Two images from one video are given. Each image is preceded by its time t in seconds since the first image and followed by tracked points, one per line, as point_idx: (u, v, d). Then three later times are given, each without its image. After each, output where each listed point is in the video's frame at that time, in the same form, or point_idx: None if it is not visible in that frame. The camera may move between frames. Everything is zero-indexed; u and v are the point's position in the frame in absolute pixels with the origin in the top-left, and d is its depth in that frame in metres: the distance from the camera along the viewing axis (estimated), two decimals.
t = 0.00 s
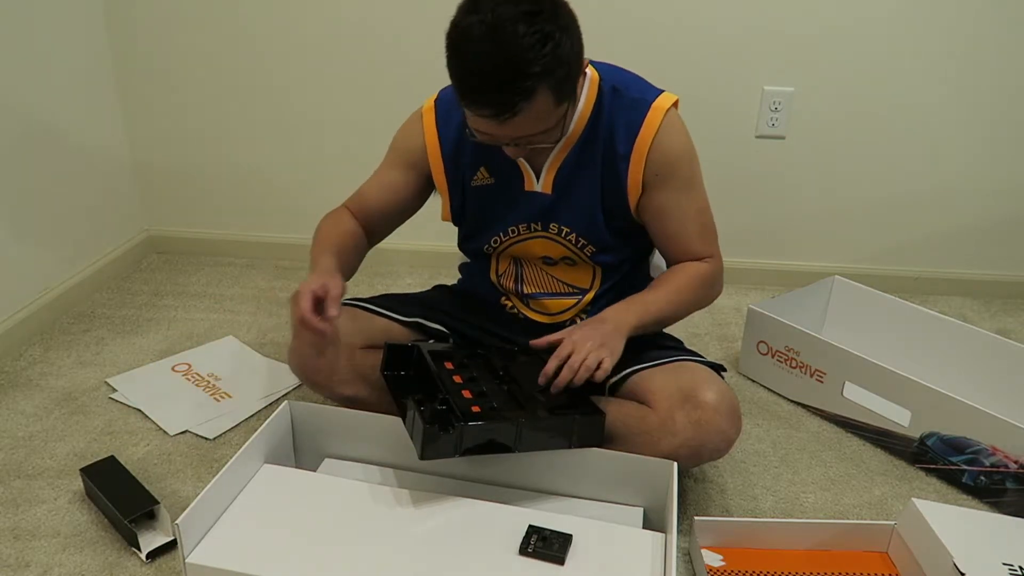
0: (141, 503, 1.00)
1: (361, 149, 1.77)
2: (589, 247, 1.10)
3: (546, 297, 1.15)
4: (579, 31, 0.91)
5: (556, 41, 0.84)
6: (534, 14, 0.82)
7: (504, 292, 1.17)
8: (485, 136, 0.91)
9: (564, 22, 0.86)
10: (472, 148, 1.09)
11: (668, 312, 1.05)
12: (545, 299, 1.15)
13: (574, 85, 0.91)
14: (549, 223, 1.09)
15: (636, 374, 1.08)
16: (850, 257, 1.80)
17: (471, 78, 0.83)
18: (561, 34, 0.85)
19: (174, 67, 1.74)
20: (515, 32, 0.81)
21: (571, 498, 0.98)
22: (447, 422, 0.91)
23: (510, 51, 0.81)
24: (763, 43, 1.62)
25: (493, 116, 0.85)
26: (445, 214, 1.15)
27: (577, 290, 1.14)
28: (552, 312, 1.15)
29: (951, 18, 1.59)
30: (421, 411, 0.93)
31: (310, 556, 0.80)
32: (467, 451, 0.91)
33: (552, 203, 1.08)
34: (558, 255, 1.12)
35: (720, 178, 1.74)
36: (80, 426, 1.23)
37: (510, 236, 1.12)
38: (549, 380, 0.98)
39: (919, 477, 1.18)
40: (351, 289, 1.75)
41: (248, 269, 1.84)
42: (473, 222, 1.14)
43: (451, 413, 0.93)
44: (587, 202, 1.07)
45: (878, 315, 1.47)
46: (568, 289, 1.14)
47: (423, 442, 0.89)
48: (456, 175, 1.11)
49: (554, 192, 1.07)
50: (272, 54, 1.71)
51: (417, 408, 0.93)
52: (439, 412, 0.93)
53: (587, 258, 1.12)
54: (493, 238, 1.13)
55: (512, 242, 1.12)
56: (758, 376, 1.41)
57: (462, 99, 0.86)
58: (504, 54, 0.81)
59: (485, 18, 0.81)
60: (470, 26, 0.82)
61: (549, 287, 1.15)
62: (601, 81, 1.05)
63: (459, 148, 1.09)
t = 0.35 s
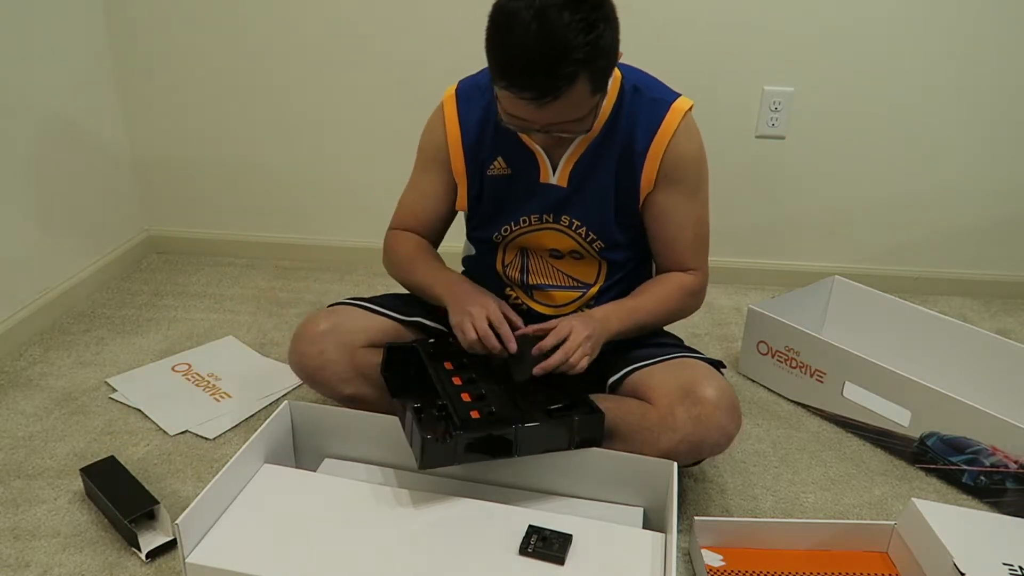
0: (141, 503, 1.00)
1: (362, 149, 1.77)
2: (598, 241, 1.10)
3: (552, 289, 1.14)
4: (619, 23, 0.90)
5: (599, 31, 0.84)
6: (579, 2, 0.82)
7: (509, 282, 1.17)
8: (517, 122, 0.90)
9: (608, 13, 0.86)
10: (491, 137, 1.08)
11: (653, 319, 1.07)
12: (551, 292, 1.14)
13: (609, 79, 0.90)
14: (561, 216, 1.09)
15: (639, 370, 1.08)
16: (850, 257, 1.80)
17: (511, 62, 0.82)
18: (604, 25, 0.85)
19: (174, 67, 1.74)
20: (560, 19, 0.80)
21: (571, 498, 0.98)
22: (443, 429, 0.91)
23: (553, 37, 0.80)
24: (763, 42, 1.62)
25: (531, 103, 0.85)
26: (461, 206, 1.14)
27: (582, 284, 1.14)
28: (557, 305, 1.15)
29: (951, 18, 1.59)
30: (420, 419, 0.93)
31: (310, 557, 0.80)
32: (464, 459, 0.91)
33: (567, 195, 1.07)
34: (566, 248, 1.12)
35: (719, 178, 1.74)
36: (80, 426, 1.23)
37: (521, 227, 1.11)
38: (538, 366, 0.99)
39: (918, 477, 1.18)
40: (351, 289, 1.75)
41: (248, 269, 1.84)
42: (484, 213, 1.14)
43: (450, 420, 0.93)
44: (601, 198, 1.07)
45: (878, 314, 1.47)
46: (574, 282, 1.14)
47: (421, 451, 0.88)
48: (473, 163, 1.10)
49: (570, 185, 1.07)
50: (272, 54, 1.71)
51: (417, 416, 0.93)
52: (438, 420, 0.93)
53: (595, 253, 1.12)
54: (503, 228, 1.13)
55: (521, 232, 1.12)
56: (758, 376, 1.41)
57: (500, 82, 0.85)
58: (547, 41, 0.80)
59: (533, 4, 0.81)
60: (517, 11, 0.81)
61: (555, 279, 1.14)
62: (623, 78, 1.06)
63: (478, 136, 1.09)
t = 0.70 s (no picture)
0: (141, 503, 1.00)
1: (362, 149, 1.77)
2: (602, 241, 1.10)
3: (555, 289, 1.14)
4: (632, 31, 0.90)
5: (615, 42, 0.83)
6: (596, 14, 0.81)
7: (511, 282, 1.17)
8: (530, 129, 0.91)
9: (624, 23, 0.85)
10: (498, 134, 1.08)
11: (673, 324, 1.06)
12: (553, 290, 1.14)
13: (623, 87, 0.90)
14: (566, 214, 1.09)
15: (639, 370, 1.08)
16: (850, 257, 1.80)
17: (527, 74, 0.82)
18: (620, 35, 0.84)
19: (174, 67, 1.74)
20: (577, 31, 0.80)
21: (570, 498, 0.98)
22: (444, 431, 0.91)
23: (570, 49, 0.80)
24: (763, 42, 1.62)
25: (545, 113, 0.85)
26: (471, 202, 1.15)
27: (585, 284, 1.14)
28: (559, 304, 1.15)
29: (951, 18, 1.59)
30: (421, 419, 0.93)
31: (310, 557, 0.80)
32: (465, 460, 0.91)
33: (572, 194, 1.07)
34: (570, 247, 1.12)
35: (719, 178, 1.74)
36: (80, 426, 1.23)
37: (526, 224, 1.11)
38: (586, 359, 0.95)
39: (919, 477, 1.18)
40: (351, 289, 1.75)
41: (248, 269, 1.84)
42: (488, 210, 1.14)
43: (451, 421, 0.93)
44: (608, 197, 1.07)
45: (879, 315, 1.47)
46: (576, 282, 1.14)
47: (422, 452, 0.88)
48: (480, 160, 1.10)
49: (576, 183, 1.06)
50: (273, 54, 1.71)
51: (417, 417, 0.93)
52: (437, 420, 0.93)
53: (599, 252, 1.12)
54: (507, 224, 1.12)
55: (525, 231, 1.12)
56: (758, 376, 1.41)
57: (514, 92, 0.85)
58: (564, 54, 0.80)
59: (550, 15, 0.80)
60: (533, 22, 0.81)
61: (557, 279, 1.14)
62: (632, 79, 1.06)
63: (486, 133, 1.09)
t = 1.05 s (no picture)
0: (141, 503, 1.00)
1: (362, 149, 1.77)
2: (603, 246, 1.10)
3: (556, 292, 1.15)
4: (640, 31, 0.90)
5: (626, 41, 0.83)
6: (605, 13, 0.81)
7: (510, 284, 1.17)
8: (541, 134, 0.90)
9: (633, 22, 0.85)
10: (499, 137, 1.08)
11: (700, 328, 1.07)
12: (554, 293, 1.15)
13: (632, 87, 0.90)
14: (567, 219, 1.09)
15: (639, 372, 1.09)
16: (850, 257, 1.80)
17: (539, 76, 0.82)
18: (630, 34, 0.84)
19: (174, 67, 1.74)
20: (587, 31, 0.80)
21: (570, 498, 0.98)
22: (444, 431, 0.91)
23: (581, 50, 0.80)
24: (763, 42, 1.62)
25: (558, 115, 0.84)
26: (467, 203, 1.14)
27: (584, 287, 1.14)
28: (559, 307, 1.15)
29: (951, 18, 1.59)
30: (422, 417, 0.93)
31: (311, 557, 0.80)
32: (465, 459, 0.91)
33: (574, 199, 1.07)
34: (570, 251, 1.12)
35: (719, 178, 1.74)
36: (80, 426, 1.23)
37: (527, 228, 1.11)
38: (616, 392, 0.96)
39: (919, 477, 1.18)
40: (352, 289, 1.75)
41: (248, 269, 1.84)
42: (488, 213, 1.14)
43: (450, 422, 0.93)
44: (610, 202, 1.07)
45: (879, 315, 1.47)
46: (576, 285, 1.14)
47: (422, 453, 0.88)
48: (479, 163, 1.10)
49: (578, 188, 1.07)
50: (273, 54, 1.71)
51: (417, 416, 0.93)
52: (437, 419, 0.93)
53: (599, 256, 1.12)
54: (508, 228, 1.12)
55: (526, 234, 1.12)
56: (758, 376, 1.41)
57: (526, 96, 0.85)
58: (575, 54, 0.80)
59: (560, 16, 0.80)
60: (544, 24, 0.81)
61: (557, 281, 1.14)
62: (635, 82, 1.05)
63: (486, 136, 1.09)
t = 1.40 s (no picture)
0: (142, 503, 1.00)
1: (362, 149, 1.77)
2: (605, 250, 1.10)
3: (557, 294, 1.15)
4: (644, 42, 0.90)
5: (631, 51, 0.83)
6: (611, 23, 0.81)
7: (512, 286, 1.17)
8: (543, 142, 0.90)
9: (638, 33, 0.85)
10: (502, 139, 1.08)
11: (697, 336, 1.06)
12: (554, 296, 1.15)
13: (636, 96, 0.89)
14: (569, 223, 1.09)
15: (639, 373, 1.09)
16: (850, 257, 1.80)
17: (543, 85, 0.82)
18: (635, 44, 0.84)
19: (174, 67, 1.74)
20: (593, 41, 0.80)
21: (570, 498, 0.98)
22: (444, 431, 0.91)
23: (587, 60, 0.80)
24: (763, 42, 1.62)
25: (561, 125, 0.84)
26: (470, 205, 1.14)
27: (586, 290, 1.14)
28: (560, 310, 1.15)
29: (951, 18, 1.59)
30: (422, 417, 0.93)
31: (311, 557, 0.80)
32: (466, 460, 0.91)
33: (576, 203, 1.07)
34: (572, 255, 1.11)
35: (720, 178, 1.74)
36: (80, 426, 1.23)
37: (529, 232, 1.11)
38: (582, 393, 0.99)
39: (918, 477, 1.18)
40: (352, 289, 1.74)
41: (248, 269, 1.84)
42: (490, 215, 1.14)
43: (451, 423, 0.93)
44: (612, 207, 1.07)
45: (879, 315, 1.47)
46: (577, 288, 1.14)
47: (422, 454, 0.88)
48: (481, 165, 1.10)
49: (580, 193, 1.07)
50: (273, 54, 1.71)
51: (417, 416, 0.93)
52: (437, 419, 0.93)
53: (601, 259, 1.11)
54: (510, 231, 1.12)
55: (528, 237, 1.12)
56: (758, 376, 1.41)
57: (528, 104, 0.85)
58: (580, 64, 0.80)
59: (565, 26, 0.80)
60: (548, 32, 0.81)
61: (558, 284, 1.15)
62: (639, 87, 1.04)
63: (488, 139, 1.08)
